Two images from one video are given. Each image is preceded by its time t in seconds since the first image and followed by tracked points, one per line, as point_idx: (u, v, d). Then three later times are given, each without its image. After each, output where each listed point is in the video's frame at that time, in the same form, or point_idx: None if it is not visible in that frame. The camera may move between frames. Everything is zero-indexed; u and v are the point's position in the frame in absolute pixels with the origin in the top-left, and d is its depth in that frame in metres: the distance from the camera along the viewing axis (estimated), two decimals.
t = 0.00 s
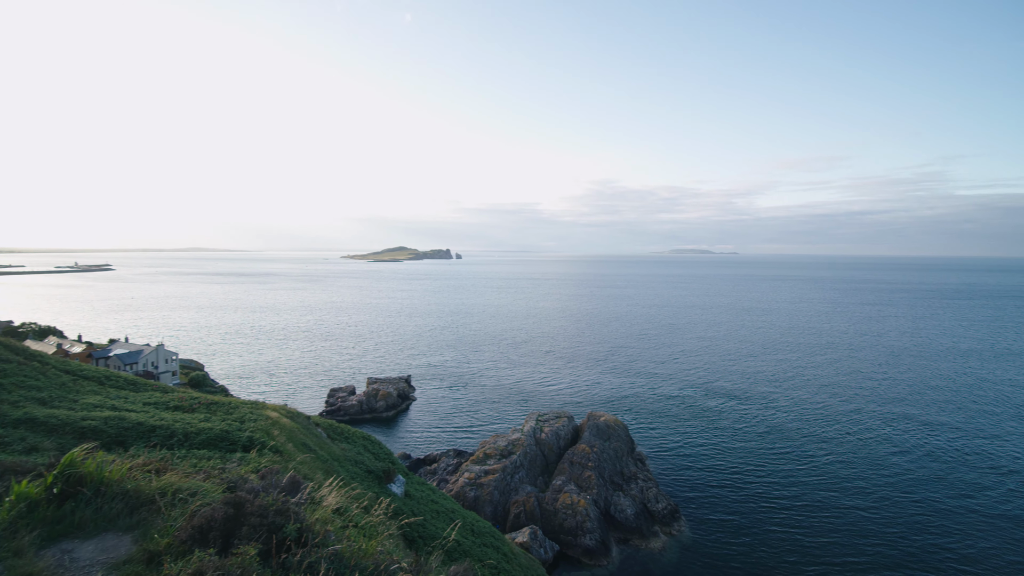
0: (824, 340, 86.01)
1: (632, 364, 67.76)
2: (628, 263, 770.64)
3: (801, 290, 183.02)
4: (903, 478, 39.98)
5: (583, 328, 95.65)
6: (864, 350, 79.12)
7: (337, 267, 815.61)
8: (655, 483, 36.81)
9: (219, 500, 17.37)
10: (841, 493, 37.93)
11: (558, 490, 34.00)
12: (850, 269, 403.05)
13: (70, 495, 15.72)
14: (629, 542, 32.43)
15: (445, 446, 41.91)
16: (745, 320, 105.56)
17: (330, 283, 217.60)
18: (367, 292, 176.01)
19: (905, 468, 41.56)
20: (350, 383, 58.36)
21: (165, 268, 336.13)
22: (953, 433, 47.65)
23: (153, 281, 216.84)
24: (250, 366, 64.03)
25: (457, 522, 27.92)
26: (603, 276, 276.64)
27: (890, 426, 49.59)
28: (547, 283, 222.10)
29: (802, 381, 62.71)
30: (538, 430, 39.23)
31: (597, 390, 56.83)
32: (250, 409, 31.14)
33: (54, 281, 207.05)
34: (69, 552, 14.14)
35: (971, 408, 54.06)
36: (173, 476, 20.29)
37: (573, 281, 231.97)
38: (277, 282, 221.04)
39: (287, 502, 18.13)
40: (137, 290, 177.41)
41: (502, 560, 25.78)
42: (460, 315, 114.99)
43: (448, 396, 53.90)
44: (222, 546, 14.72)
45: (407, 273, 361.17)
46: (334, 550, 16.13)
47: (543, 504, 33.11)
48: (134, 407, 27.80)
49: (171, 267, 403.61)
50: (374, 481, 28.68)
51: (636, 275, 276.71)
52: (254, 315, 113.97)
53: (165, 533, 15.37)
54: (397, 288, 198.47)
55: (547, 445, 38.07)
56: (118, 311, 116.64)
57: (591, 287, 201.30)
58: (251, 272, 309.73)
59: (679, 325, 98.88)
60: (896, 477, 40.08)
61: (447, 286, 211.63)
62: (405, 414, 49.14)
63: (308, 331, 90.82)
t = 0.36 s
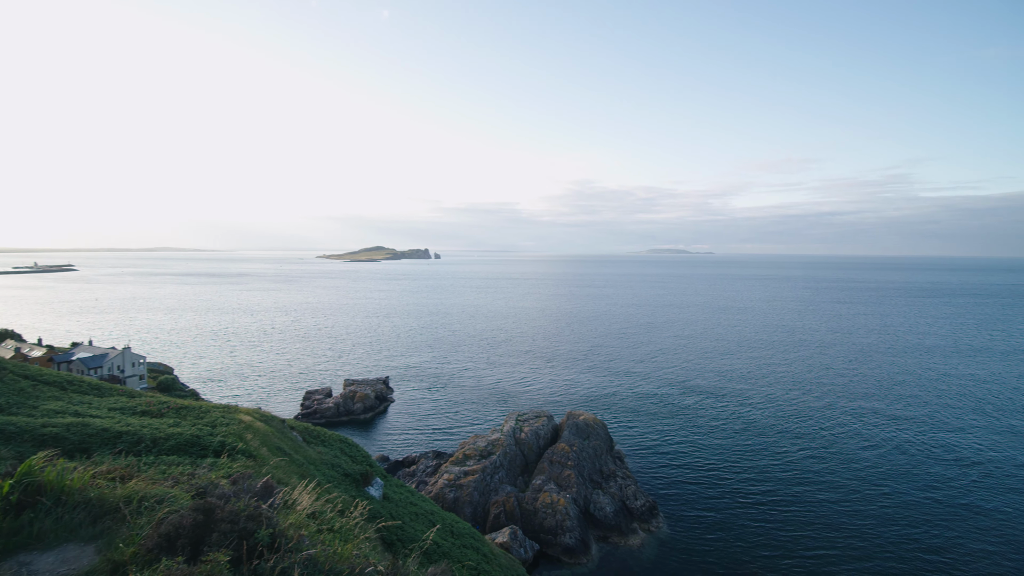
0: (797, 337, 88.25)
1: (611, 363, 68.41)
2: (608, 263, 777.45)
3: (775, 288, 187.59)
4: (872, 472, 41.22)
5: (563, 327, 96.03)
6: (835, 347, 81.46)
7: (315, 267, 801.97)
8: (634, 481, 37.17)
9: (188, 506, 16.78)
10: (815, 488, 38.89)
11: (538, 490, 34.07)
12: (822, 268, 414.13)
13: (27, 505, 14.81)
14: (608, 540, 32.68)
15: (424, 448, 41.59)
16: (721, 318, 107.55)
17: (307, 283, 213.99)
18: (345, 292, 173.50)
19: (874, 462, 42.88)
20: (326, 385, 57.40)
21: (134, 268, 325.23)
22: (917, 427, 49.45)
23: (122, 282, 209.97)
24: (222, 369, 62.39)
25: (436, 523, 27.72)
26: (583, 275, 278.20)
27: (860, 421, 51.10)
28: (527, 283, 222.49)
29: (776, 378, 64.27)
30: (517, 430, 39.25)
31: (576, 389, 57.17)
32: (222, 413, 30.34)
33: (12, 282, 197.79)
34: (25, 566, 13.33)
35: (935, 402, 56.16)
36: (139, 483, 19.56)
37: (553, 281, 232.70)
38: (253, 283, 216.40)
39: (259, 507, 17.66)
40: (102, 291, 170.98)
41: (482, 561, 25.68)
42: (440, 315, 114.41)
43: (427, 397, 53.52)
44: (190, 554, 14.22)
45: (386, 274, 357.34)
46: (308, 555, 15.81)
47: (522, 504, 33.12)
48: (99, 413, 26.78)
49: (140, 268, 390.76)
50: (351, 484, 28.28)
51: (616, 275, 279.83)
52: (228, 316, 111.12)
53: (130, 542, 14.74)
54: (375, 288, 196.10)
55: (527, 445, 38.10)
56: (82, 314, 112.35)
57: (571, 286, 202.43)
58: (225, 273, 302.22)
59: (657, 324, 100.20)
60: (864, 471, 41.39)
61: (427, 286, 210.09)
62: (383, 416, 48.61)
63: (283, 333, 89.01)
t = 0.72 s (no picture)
0: (772, 335, 90.19)
1: (591, 362, 68.89)
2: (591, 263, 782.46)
3: (751, 287, 191.37)
4: (845, 466, 42.35)
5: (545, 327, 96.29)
6: (809, 344, 83.45)
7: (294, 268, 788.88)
8: (614, 479, 37.47)
9: (158, 513, 16.26)
10: (790, 483, 39.74)
11: (519, 489, 34.07)
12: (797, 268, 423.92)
13: None
14: (589, 538, 32.85)
15: (404, 449, 41.23)
16: (699, 317, 109.28)
17: (284, 284, 210.16)
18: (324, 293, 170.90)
19: (847, 456, 44.04)
20: (304, 387, 56.45)
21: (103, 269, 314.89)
22: (887, 422, 50.97)
23: (89, 283, 202.97)
24: (196, 372, 60.83)
25: (416, 525, 27.46)
26: (564, 275, 279.43)
27: (833, 417, 52.46)
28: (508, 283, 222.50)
29: (752, 375, 65.59)
30: (499, 430, 39.18)
31: (558, 389, 57.40)
32: (195, 418, 29.57)
33: None
34: None
35: (904, 397, 58.01)
36: (105, 490, 18.89)
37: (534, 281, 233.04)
38: (227, 283, 211.54)
39: (232, 512, 17.21)
40: (68, 292, 164.84)
41: (463, 562, 25.51)
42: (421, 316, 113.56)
43: (407, 398, 53.07)
44: (160, 563, 13.75)
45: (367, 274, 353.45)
46: (283, 560, 15.49)
47: (504, 504, 33.08)
48: (64, 419, 25.83)
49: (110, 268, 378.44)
50: (329, 487, 27.87)
51: (597, 275, 282.01)
52: (201, 318, 108.34)
53: (95, 551, 14.17)
54: (355, 288, 193.67)
55: (508, 445, 38.06)
56: (46, 316, 108.26)
57: (552, 286, 203.25)
58: (200, 274, 294.95)
59: (637, 323, 101.21)
60: (837, 465, 42.48)
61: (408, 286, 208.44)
62: (362, 418, 48.06)
63: (260, 335, 87.25)
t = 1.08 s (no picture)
0: (748, 333, 92.06)
1: (573, 361, 69.27)
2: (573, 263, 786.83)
3: (728, 286, 194.96)
4: (819, 462, 43.37)
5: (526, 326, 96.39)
6: (783, 342, 85.42)
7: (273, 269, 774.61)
8: (595, 477, 37.71)
9: (125, 521, 15.69)
10: (766, 479, 40.58)
11: (500, 490, 34.04)
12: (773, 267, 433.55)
13: None
14: (570, 536, 32.99)
15: (384, 451, 40.85)
16: (678, 316, 110.90)
17: (261, 284, 205.93)
18: (302, 293, 168.22)
19: (820, 452, 45.20)
20: (280, 389, 55.47)
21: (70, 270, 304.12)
22: (858, 418, 52.47)
23: (54, 284, 195.65)
24: (167, 375, 59.24)
25: (395, 528, 27.14)
26: (546, 275, 280.67)
27: (808, 413, 53.71)
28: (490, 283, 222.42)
29: (729, 373, 66.85)
30: (479, 430, 39.08)
31: (539, 388, 57.60)
32: (166, 422, 28.74)
33: None
34: None
35: (874, 393, 59.84)
36: (68, 499, 18.17)
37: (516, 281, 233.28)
38: (201, 284, 206.21)
39: (204, 519, 16.71)
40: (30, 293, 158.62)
41: (443, 564, 25.36)
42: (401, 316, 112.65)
43: (387, 399, 52.60)
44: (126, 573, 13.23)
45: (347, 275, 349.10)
46: (256, 566, 15.11)
47: (485, 505, 33.00)
48: (26, 425, 24.82)
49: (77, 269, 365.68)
50: (306, 491, 27.40)
51: (578, 274, 283.63)
52: (173, 320, 105.47)
53: (57, 563, 13.58)
54: (334, 288, 191.10)
55: (489, 445, 37.97)
56: (7, 319, 104.09)
57: (533, 286, 203.86)
58: (173, 275, 287.29)
59: (617, 322, 102.15)
60: (811, 460, 43.55)
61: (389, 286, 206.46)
62: (341, 420, 47.48)
63: (235, 337, 85.39)
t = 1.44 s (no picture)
0: (726, 332, 93.75)
1: (555, 361, 69.54)
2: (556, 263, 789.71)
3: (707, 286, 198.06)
4: (795, 458, 44.30)
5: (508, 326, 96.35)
6: (760, 340, 87.18)
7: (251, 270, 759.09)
8: (576, 476, 37.88)
9: (90, 531, 15.11)
10: (743, 475, 41.32)
11: (482, 491, 33.94)
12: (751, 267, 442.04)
13: None
14: (551, 536, 33.07)
15: (363, 454, 40.38)
16: (658, 315, 112.23)
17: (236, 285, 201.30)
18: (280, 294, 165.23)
19: (795, 448, 46.22)
20: (256, 393, 54.35)
21: (35, 270, 292.70)
22: (832, 414, 53.84)
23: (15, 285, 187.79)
24: (138, 380, 57.49)
25: (375, 531, 26.81)
26: (528, 275, 281.16)
27: (784, 410, 54.88)
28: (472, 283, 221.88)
29: (708, 371, 67.95)
30: (460, 432, 38.89)
31: (521, 388, 57.66)
32: (136, 428, 27.87)
33: None
34: None
35: (847, 389, 61.48)
36: (29, 510, 17.41)
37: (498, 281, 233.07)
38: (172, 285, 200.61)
39: (174, 527, 16.22)
40: None
41: (425, 567, 25.15)
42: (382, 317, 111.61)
43: (367, 401, 52.00)
44: None
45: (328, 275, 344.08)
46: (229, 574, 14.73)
47: (466, 506, 32.86)
48: None
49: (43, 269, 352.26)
50: (283, 496, 26.88)
51: (560, 274, 284.73)
52: (144, 322, 102.37)
53: None
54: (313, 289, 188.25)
55: (470, 446, 37.82)
56: None
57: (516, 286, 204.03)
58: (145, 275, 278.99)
59: (599, 322, 102.89)
60: (787, 457, 44.50)
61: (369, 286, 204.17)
62: (319, 423, 46.76)
63: (209, 339, 83.35)
